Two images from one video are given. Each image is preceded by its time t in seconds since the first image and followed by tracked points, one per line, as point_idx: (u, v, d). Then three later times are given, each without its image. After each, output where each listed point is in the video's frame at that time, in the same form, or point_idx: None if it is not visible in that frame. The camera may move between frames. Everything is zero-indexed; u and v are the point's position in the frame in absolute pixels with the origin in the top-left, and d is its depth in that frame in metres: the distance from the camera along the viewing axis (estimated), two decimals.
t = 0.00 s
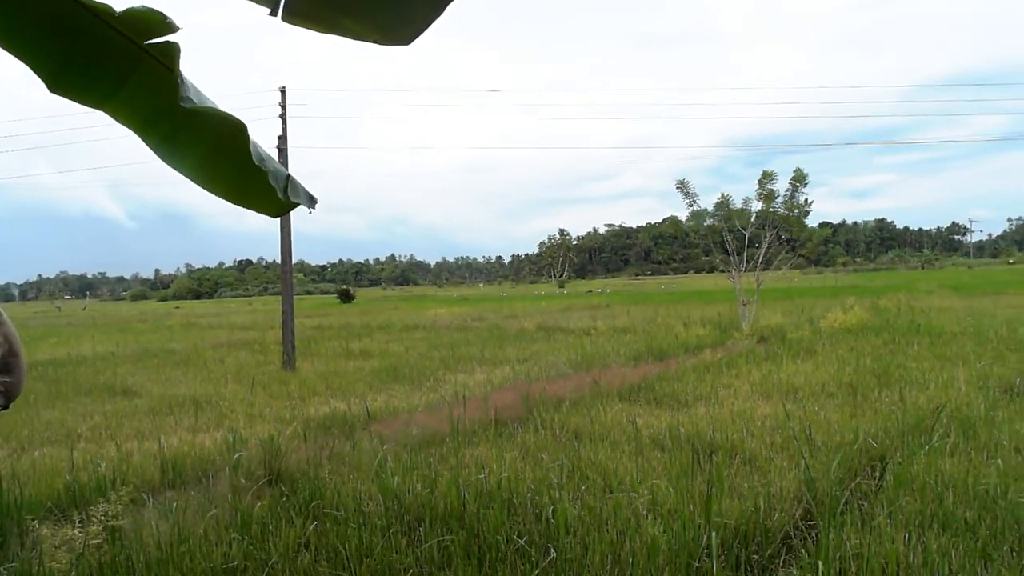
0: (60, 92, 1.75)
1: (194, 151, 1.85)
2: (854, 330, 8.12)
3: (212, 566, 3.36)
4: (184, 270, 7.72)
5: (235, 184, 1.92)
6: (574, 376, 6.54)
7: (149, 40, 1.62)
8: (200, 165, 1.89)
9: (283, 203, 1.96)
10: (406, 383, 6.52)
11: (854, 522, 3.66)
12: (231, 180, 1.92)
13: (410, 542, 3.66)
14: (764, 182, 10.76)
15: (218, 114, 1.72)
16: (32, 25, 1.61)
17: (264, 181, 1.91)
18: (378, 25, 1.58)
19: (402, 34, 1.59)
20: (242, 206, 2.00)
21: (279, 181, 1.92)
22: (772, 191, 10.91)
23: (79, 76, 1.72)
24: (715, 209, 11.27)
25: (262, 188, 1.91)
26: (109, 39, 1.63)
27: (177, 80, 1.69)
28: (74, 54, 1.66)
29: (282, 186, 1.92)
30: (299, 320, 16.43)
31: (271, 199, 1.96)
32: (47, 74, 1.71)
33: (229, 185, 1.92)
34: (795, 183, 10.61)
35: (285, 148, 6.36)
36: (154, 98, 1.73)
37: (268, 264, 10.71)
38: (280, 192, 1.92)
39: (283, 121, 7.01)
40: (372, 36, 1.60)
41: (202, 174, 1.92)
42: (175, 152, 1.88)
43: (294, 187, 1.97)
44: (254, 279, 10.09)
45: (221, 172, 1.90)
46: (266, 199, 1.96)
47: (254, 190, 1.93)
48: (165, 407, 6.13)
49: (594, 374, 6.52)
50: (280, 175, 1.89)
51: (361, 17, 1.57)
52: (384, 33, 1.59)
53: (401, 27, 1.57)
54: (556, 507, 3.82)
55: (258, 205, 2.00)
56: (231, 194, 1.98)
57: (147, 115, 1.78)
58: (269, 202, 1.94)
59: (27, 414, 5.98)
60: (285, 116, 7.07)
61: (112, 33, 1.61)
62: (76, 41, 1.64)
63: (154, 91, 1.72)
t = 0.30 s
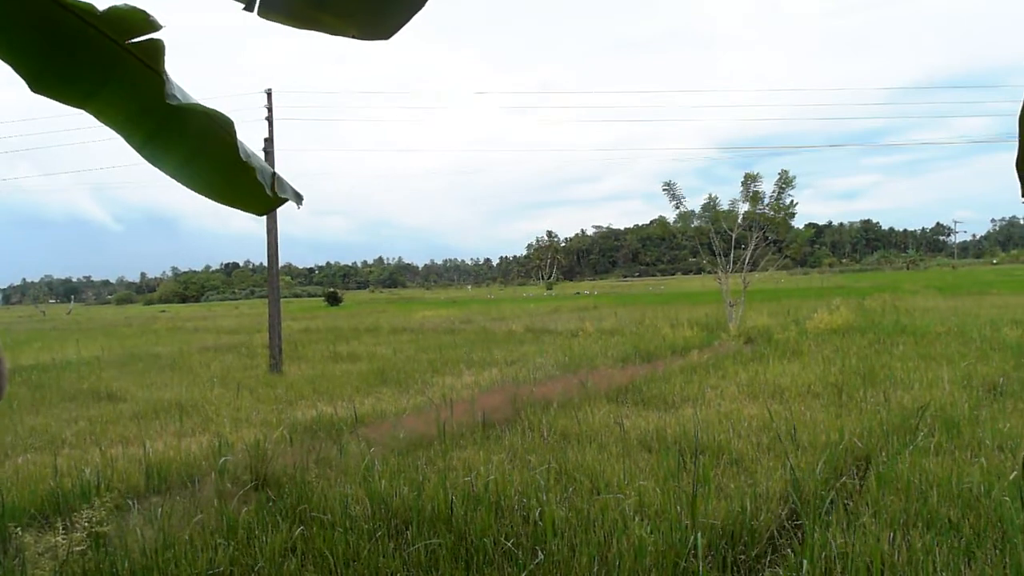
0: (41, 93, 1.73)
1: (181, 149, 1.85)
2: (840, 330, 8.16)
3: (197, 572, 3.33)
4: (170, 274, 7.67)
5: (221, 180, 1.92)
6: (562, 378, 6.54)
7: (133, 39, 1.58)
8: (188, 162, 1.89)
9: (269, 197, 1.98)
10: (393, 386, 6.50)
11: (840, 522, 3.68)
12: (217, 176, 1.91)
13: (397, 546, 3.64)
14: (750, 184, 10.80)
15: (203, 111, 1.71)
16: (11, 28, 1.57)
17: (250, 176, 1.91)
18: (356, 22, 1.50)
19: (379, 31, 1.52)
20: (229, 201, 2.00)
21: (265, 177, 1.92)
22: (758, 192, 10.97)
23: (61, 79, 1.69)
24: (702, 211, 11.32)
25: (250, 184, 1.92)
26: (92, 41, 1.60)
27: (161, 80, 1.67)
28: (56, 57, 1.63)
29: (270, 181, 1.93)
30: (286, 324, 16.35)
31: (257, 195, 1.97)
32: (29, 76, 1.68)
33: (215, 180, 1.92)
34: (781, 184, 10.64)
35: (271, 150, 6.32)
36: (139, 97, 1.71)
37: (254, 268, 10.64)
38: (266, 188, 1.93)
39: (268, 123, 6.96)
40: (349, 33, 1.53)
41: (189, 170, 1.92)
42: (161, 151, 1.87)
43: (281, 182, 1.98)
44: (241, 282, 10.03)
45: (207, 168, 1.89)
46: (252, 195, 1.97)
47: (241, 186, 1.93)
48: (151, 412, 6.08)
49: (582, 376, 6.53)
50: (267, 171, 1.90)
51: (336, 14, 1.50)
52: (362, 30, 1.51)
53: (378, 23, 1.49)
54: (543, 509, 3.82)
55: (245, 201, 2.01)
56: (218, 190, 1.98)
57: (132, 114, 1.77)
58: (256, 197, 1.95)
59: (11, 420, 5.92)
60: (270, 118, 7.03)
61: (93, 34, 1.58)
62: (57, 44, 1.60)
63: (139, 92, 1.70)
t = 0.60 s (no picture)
0: None
1: (144, 151, 1.75)
2: (810, 333, 8.27)
3: None
4: (139, 274, 7.55)
5: (183, 183, 1.81)
6: (535, 380, 6.53)
7: (97, 35, 1.51)
8: (150, 165, 1.79)
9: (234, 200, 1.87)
10: (366, 388, 6.46)
11: (808, 523, 3.71)
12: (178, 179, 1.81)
13: (368, 549, 3.61)
14: (723, 188, 10.89)
15: (169, 112, 1.62)
16: None
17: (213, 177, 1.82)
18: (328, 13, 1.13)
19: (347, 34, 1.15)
20: (194, 205, 1.90)
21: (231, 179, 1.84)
22: (731, 196, 11.08)
23: (17, 70, 1.59)
24: (675, 214, 11.40)
25: (212, 186, 1.81)
26: (51, 33, 1.50)
27: (124, 77, 1.58)
28: (11, 47, 1.53)
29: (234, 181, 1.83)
30: (259, 325, 16.22)
31: (221, 197, 1.87)
32: None
33: (178, 184, 1.82)
34: (754, 189, 10.74)
35: (244, 150, 6.26)
36: (100, 94, 1.62)
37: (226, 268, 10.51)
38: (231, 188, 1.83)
39: (240, 123, 6.89)
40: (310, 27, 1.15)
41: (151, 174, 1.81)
42: (123, 151, 1.77)
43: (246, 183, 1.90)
44: (213, 283, 9.90)
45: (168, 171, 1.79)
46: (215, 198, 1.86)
47: (203, 188, 1.83)
48: (118, 415, 5.97)
49: (555, 378, 6.54)
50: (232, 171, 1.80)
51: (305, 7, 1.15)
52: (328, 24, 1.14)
53: (357, 17, 1.13)
54: (515, 512, 3.81)
55: (211, 205, 1.92)
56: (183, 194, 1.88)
57: (94, 110, 1.67)
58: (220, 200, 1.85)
59: None
60: (242, 117, 6.96)
61: (52, 27, 1.49)
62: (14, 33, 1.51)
63: (101, 88, 1.61)
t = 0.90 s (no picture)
0: None
1: (107, 151, 1.70)
2: (782, 335, 8.36)
3: None
4: (109, 275, 7.42)
5: (146, 185, 1.76)
6: (509, 382, 6.52)
7: (59, 32, 1.45)
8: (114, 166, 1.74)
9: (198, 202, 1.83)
10: (340, 390, 6.42)
11: (778, 523, 3.75)
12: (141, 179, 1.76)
13: (338, 552, 3.58)
14: (698, 191, 10.97)
15: (136, 112, 1.58)
16: None
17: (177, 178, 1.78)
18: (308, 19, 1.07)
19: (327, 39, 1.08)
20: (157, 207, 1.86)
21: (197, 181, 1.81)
22: (705, 200, 11.16)
23: None
24: (651, 217, 11.46)
25: (175, 188, 1.77)
26: (12, 29, 1.45)
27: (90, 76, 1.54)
28: None
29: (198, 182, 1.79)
30: (232, 326, 16.05)
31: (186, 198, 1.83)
32: None
33: (141, 187, 1.77)
34: (728, 192, 10.84)
35: (215, 149, 6.19)
36: (64, 92, 1.57)
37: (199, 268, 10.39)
38: (194, 190, 1.78)
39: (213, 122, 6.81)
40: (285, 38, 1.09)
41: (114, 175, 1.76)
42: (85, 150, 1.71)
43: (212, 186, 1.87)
44: (185, 284, 9.77)
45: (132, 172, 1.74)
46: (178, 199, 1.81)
47: (166, 190, 1.78)
48: (85, 417, 5.87)
49: (529, 380, 6.54)
50: (195, 172, 1.76)
51: (287, 11, 1.12)
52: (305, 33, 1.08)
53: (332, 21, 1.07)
54: (486, 514, 3.79)
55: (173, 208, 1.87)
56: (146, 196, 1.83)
57: (56, 108, 1.62)
58: (184, 202, 1.80)
59: None
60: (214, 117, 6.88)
61: (15, 23, 1.44)
62: None
63: (65, 87, 1.56)
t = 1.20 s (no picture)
0: None
1: (80, 157, 1.67)
2: (765, 336, 8.42)
3: None
4: (90, 278, 7.35)
5: (122, 192, 1.72)
6: (493, 385, 6.51)
7: (32, 34, 1.44)
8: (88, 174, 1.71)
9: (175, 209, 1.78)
10: (323, 393, 6.39)
11: (761, 523, 3.76)
12: (117, 186, 1.71)
13: (321, 557, 3.56)
14: (681, 193, 11.02)
15: (107, 114, 1.55)
16: None
17: (153, 184, 1.73)
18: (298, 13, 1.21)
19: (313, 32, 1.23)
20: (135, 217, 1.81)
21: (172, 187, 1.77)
22: (689, 202, 11.22)
23: None
24: (635, 219, 11.50)
25: (151, 194, 1.71)
26: None
27: (62, 77, 1.51)
28: None
29: (175, 189, 1.74)
30: (215, 329, 15.93)
31: (162, 205, 1.78)
32: None
33: (115, 193, 1.73)
34: (712, 194, 10.90)
35: (198, 151, 6.14)
36: (37, 96, 1.55)
37: (181, 271, 10.29)
38: (171, 196, 1.75)
39: (194, 123, 6.76)
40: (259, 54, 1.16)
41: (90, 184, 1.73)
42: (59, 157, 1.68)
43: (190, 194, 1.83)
44: (167, 287, 9.69)
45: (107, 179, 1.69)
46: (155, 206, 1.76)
47: (141, 198, 1.74)
48: (65, 422, 5.81)
49: (514, 382, 6.54)
50: (172, 177, 1.72)
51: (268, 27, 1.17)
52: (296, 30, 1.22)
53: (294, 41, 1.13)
54: (471, 517, 3.78)
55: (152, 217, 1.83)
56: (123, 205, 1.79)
57: (29, 114, 1.59)
58: (160, 209, 1.75)
59: None
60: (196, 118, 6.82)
61: None
62: None
63: (36, 90, 1.54)
